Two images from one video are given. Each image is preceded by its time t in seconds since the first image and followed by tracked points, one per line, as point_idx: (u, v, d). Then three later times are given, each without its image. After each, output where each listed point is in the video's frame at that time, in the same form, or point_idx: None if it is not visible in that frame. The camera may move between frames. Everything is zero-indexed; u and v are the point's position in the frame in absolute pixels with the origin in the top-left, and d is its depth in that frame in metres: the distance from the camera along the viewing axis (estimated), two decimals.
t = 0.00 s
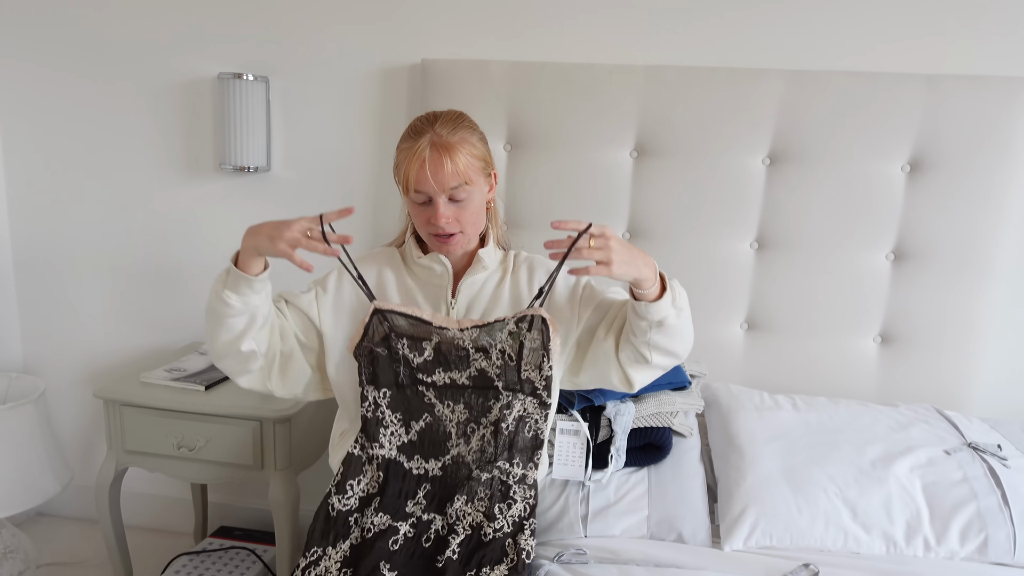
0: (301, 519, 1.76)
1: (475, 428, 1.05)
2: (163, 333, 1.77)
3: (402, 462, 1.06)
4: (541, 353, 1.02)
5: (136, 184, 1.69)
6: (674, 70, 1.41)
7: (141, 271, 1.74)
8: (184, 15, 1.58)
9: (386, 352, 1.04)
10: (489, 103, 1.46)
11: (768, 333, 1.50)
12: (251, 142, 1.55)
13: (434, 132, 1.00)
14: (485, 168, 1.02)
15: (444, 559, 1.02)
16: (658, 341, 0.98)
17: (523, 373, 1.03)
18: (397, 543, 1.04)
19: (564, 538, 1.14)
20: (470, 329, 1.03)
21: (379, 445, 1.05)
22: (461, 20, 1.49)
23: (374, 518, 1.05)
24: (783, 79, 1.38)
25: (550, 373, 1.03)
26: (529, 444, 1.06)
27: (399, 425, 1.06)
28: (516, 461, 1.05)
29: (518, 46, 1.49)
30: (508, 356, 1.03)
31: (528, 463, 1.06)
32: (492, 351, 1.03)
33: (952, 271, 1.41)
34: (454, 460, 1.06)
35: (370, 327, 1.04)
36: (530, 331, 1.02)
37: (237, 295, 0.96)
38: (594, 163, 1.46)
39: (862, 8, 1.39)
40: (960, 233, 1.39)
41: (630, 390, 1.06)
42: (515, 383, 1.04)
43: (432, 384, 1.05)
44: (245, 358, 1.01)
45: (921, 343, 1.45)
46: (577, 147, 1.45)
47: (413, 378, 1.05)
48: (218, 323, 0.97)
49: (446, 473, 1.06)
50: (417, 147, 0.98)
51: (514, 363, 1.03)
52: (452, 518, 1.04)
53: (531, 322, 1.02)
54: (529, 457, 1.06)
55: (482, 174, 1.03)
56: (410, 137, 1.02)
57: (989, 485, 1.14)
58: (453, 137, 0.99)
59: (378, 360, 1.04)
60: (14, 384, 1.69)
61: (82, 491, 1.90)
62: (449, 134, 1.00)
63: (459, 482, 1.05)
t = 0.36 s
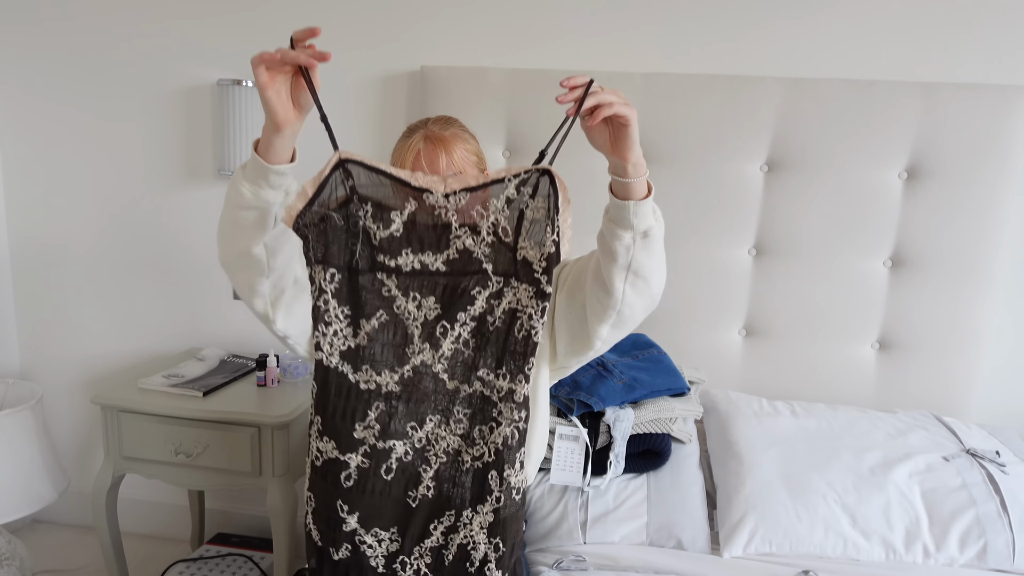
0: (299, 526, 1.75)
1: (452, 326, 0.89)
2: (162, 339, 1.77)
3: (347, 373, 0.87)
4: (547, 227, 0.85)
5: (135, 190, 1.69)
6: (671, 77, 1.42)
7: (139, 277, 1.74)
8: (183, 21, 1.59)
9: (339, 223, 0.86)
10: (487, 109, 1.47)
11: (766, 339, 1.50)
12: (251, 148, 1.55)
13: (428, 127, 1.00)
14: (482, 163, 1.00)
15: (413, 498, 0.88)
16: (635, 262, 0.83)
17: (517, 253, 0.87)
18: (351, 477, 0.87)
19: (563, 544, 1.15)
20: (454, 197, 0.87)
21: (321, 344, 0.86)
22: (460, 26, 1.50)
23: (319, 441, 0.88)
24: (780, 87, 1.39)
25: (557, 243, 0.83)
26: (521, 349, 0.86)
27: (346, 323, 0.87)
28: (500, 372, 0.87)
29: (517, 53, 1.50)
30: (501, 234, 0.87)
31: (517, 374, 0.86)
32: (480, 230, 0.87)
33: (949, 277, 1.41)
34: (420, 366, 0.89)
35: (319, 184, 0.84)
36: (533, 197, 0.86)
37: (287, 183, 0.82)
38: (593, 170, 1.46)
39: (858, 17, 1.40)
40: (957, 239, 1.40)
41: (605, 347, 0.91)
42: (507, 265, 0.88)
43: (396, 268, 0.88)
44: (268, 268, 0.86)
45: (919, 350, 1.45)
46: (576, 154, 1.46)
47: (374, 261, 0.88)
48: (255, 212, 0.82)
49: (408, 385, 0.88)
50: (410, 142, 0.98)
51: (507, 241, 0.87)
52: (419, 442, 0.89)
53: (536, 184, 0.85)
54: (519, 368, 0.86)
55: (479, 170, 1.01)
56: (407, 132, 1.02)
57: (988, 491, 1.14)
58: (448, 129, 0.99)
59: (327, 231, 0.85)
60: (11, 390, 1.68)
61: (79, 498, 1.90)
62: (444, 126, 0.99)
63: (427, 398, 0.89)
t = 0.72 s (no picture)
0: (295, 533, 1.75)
1: (460, 321, 0.92)
2: (157, 345, 1.77)
3: (351, 373, 0.90)
4: (552, 223, 0.93)
5: (131, 197, 1.68)
6: (667, 83, 1.42)
7: (134, 284, 1.74)
8: (180, 28, 1.59)
9: (345, 221, 0.92)
10: (484, 115, 1.47)
11: (762, 345, 1.50)
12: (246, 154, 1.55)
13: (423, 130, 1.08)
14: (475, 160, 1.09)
15: (422, 515, 0.87)
16: (660, 277, 0.86)
17: (523, 250, 0.93)
18: (355, 491, 0.87)
19: (559, 552, 1.14)
20: (459, 189, 0.93)
21: (321, 345, 0.89)
22: (456, 33, 1.51)
23: (318, 453, 0.88)
24: (776, 94, 1.40)
25: (557, 253, 0.92)
26: (528, 349, 0.92)
27: (349, 321, 0.91)
28: (510, 370, 0.92)
29: (513, 60, 1.50)
30: (507, 229, 0.93)
31: (527, 373, 0.92)
32: (485, 225, 0.93)
33: (944, 283, 1.41)
34: (426, 363, 0.90)
35: (328, 182, 0.91)
36: (539, 195, 0.93)
37: (252, 194, 0.83)
38: (589, 176, 1.46)
39: (853, 24, 1.41)
40: (952, 245, 1.40)
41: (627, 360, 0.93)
42: (513, 263, 0.93)
43: (401, 262, 0.92)
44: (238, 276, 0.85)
45: (914, 355, 1.45)
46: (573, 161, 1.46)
47: (378, 254, 0.92)
48: (222, 220, 0.83)
49: (413, 385, 0.90)
50: (405, 143, 1.06)
51: (513, 237, 0.93)
52: (426, 451, 0.89)
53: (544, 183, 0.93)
54: (528, 365, 0.92)
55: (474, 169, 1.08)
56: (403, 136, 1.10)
57: (985, 496, 1.14)
58: (442, 130, 1.06)
59: (334, 230, 0.91)
60: (4, 398, 1.67)
61: (72, 506, 1.89)
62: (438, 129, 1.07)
63: (434, 400, 0.90)
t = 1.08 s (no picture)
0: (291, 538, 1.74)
1: (465, 340, 0.93)
2: (153, 349, 1.76)
3: (372, 394, 0.90)
4: (553, 246, 0.93)
5: (126, 200, 1.68)
6: (662, 86, 1.42)
7: (130, 288, 1.73)
8: (175, 32, 1.59)
9: (350, 254, 0.91)
10: (480, 119, 1.47)
11: (760, 347, 1.50)
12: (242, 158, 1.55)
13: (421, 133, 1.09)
14: (473, 164, 1.10)
15: (450, 502, 0.90)
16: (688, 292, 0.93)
17: (522, 275, 0.93)
18: (393, 495, 0.90)
19: (556, 556, 1.14)
20: (461, 215, 0.94)
21: (346, 373, 0.89)
22: (452, 36, 1.50)
23: (355, 468, 0.88)
24: (772, 97, 1.40)
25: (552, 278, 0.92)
26: (528, 358, 0.92)
27: (366, 346, 0.91)
28: (514, 379, 0.91)
29: (509, 63, 1.50)
30: (507, 256, 0.93)
31: (529, 381, 0.92)
32: (487, 249, 0.94)
33: (941, 284, 1.42)
34: (439, 378, 0.92)
35: (329, 218, 0.90)
36: (541, 225, 0.95)
37: (220, 221, 0.89)
38: (585, 179, 1.46)
39: (848, 26, 1.41)
40: (948, 246, 1.40)
41: (653, 368, 1.00)
42: (512, 285, 0.93)
43: (408, 289, 0.92)
44: (213, 294, 0.93)
45: (912, 356, 1.45)
46: (569, 164, 1.46)
47: (385, 283, 0.92)
48: (192, 245, 0.90)
49: (431, 398, 0.92)
50: (405, 144, 1.06)
51: (512, 263, 0.93)
52: (447, 449, 0.91)
53: (548, 214, 0.94)
54: (530, 375, 0.92)
55: (472, 172, 1.09)
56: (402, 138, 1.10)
57: (982, 498, 1.14)
58: (441, 133, 1.07)
59: (339, 265, 0.90)
60: None
61: (68, 511, 1.88)
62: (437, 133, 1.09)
63: (451, 407, 0.92)
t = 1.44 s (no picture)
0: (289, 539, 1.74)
1: (464, 354, 0.93)
2: (150, 351, 1.76)
3: (375, 407, 0.92)
4: (553, 263, 0.92)
5: (122, 202, 1.68)
6: (659, 87, 1.42)
7: (126, 290, 1.73)
8: (171, 34, 1.58)
9: (352, 281, 0.90)
10: (476, 120, 1.47)
11: (757, 348, 1.51)
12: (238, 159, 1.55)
13: (422, 134, 1.09)
14: (474, 166, 1.10)
15: (445, 498, 0.93)
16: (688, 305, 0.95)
17: (521, 294, 0.92)
18: (394, 492, 0.92)
19: (554, 556, 1.14)
20: (460, 236, 0.93)
21: (352, 391, 0.90)
22: (448, 37, 1.51)
23: (356, 472, 0.91)
24: (768, 97, 1.40)
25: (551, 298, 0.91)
26: (523, 376, 0.92)
27: (369, 364, 0.91)
28: (510, 396, 0.91)
29: (506, 64, 1.50)
30: (505, 274, 0.92)
31: (520, 399, 0.92)
32: (487, 266, 0.93)
33: (937, 285, 1.42)
34: (439, 392, 0.93)
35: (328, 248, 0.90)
36: (539, 245, 0.93)
37: (209, 250, 0.90)
38: (582, 180, 1.46)
39: (843, 27, 1.41)
40: (944, 246, 1.41)
41: (653, 376, 1.02)
42: (511, 304, 0.92)
43: (410, 309, 0.92)
44: (206, 318, 0.94)
45: (908, 356, 1.46)
46: (566, 164, 1.46)
47: (387, 304, 0.91)
48: (181, 275, 0.91)
49: (432, 411, 0.93)
50: (406, 145, 1.06)
51: (511, 282, 0.92)
52: (444, 454, 0.93)
53: (545, 235, 0.93)
54: (526, 390, 0.92)
55: (472, 174, 1.10)
56: (402, 140, 1.10)
57: (978, 497, 1.14)
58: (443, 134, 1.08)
59: (342, 292, 0.89)
60: None
61: (64, 513, 1.87)
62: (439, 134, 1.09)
63: (449, 416, 0.93)
